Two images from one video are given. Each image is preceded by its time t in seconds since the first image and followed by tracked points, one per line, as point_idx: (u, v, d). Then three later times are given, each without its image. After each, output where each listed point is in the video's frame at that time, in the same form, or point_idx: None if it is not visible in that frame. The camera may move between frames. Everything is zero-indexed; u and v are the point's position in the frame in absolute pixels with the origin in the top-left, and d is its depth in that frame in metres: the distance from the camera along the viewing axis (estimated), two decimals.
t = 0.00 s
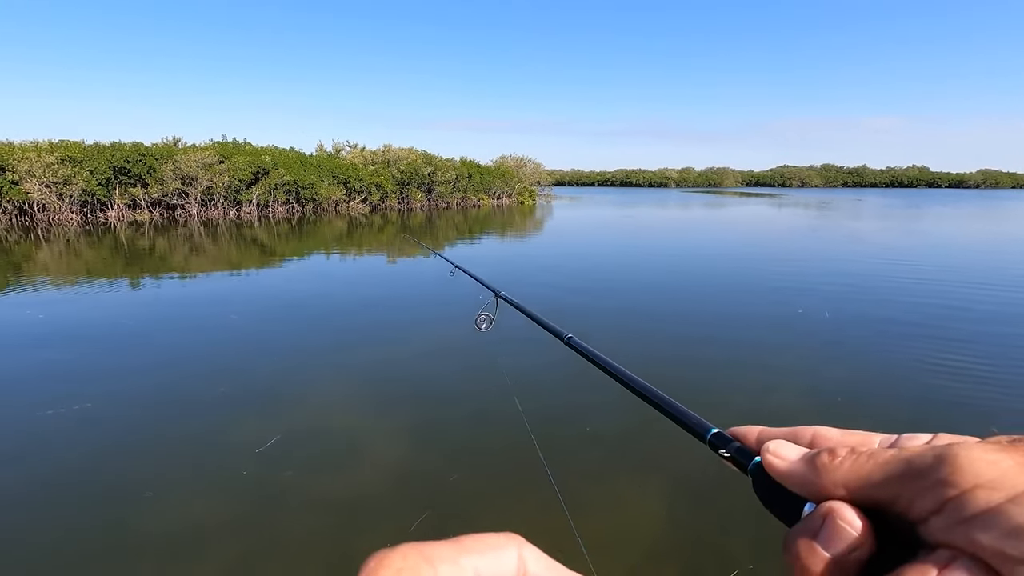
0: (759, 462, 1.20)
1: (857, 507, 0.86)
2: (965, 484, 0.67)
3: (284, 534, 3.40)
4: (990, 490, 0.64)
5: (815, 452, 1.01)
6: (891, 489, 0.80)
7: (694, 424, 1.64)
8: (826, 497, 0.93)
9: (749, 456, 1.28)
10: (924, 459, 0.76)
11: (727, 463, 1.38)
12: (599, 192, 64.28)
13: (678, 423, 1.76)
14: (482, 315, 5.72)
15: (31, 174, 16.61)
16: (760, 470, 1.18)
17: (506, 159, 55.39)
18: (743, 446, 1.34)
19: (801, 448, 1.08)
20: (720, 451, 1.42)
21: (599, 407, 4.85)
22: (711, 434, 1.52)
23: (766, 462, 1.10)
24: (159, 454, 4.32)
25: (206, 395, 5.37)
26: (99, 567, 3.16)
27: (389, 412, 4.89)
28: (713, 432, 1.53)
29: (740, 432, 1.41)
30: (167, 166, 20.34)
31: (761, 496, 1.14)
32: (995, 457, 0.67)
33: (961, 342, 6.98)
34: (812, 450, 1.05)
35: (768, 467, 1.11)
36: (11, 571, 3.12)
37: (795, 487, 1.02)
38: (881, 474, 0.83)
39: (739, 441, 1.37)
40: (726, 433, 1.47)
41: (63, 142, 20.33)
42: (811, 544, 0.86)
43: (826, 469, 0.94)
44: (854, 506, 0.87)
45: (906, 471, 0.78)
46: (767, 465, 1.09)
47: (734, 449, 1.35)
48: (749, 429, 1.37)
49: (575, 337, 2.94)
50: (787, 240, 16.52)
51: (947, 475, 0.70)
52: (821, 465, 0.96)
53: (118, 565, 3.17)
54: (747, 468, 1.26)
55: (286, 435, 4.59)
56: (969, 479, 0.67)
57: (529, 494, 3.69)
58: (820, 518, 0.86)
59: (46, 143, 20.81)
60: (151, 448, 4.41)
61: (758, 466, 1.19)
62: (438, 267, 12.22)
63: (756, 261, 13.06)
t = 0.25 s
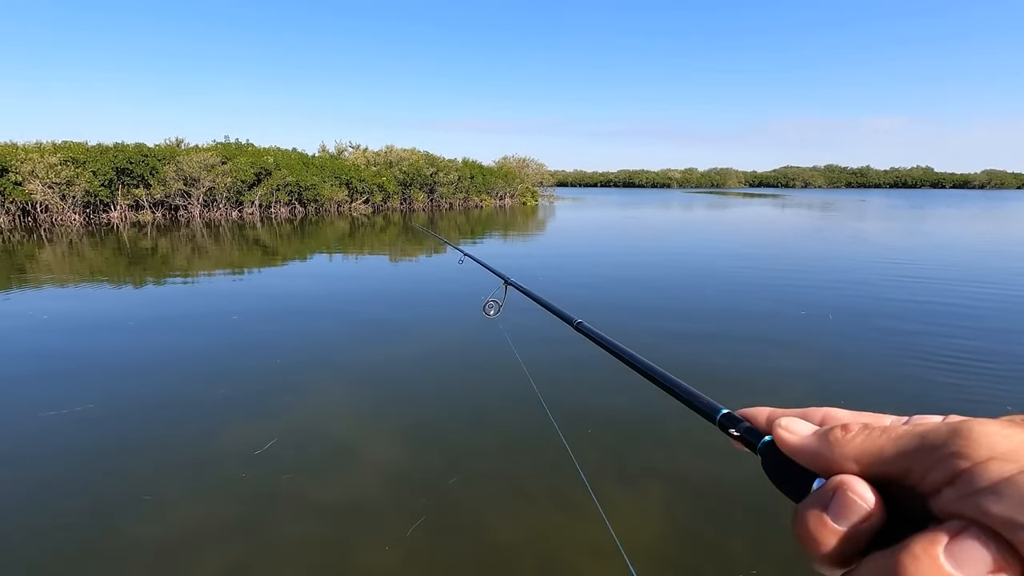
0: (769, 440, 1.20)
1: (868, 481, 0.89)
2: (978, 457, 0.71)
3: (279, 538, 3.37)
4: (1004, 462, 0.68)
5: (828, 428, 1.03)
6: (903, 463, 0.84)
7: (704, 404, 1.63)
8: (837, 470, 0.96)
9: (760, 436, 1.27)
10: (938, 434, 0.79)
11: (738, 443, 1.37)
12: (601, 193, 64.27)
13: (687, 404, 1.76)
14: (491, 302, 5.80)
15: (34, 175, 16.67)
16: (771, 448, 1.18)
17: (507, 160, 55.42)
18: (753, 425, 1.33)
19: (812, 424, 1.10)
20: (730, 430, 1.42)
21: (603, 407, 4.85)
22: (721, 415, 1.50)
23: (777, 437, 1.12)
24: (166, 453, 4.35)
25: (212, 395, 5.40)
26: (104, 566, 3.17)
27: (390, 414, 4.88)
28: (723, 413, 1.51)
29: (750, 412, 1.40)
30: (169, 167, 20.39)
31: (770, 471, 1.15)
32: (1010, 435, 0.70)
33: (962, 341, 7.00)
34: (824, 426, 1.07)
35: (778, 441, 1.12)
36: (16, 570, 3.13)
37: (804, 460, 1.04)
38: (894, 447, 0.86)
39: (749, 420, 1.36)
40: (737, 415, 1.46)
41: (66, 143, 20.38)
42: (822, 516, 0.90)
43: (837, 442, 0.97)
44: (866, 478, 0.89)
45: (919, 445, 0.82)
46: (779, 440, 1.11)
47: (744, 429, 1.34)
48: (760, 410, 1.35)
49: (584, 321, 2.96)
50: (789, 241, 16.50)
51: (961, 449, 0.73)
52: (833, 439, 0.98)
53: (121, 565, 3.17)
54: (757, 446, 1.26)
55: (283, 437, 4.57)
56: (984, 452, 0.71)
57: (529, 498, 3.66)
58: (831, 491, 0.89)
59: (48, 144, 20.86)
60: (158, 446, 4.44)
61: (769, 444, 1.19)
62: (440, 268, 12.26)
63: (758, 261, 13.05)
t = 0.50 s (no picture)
0: (774, 430, 1.18)
1: (870, 468, 0.88)
2: (976, 442, 0.70)
3: (273, 544, 3.33)
4: (1004, 448, 0.67)
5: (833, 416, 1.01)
6: (904, 450, 0.82)
7: (708, 396, 1.64)
8: (839, 459, 0.94)
9: (765, 425, 1.25)
10: (938, 421, 0.78)
11: (744, 434, 1.36)
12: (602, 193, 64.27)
13: (691, 394, 1.77)
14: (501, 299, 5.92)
15: (35, 175, 16.68)
16: (776, 438, 1.16)
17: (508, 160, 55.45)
18: (759, 416, 1.31)
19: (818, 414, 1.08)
20: (737, 422, 1.41)
21: (605, 409, 4.83)
22: (726, 407, 1.50)
23: (784, 426, 1.11)
24: (163, 455, 4.33)
25: (212, 396, 5.40)
26: (101, 568, 3.15)
27: (389, 417, 4.84)
28: (729, 405, 1.50)
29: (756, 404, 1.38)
30: (170, 167, 20.41)
31: (776, 461, 1.14)
32: (1009, 421, 0.70)
33: (964, 341, 6.98)
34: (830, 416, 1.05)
35: (784, 431, 1.11)
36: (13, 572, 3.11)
37: (807, 449, 1.03)
38: (895, 435, 0.85)
39: (754, 411, 1.34)
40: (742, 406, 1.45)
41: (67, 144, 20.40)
42: (827, 503, 0.89)
43: (842, 431, 0.95)
44: (867, 465, 0.88)
45: (920, 433, 0.80)
46: (785, 429, 1.10)
47: (750, 420, 1.33)
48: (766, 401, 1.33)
49: (594, 317, 2.90)
50: (790, 241, 16.48)
51: (961, 434, 0.72)
52: (837, 427, 0.97)
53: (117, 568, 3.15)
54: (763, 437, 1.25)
55: (281, 439, 4.55)
56: (982, 438, 0.70)
57: (527, 502, 3.63)
58: (836, 478, 0.88)
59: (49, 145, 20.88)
60: (155, 448, 4.42)
61: (775, 434, 1.17)
62: (441, 268, 12.26)
63: (759, 261, 13.03)
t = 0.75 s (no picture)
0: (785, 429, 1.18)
1: (878, 465, 0.88)
2: (982, 439, 0.71)
3: (266, 549, 3.31)
4: (1006, 444, 0.67)
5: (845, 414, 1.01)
6: (911, 445, 0.82)
7: (723, 393, 1.63)
8: (848, 456, 0.94)
9: (776, 423, 1.24)
10: (945, 417, 0.78)
11: (757, 432, 1.35)
12: (602, 194, 64.26)
13: (706, 392, 1.76)
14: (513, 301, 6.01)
15: (34, 177, 16.69)
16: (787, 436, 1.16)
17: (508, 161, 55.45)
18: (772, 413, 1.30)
19: (831, 412, 1.08)
20: (751, 419, 1.38)
21: (606, 414, 4.81)
22: (742, 405, 1.48)
23: (795, 423, 1.11)
24: (162, 458, 4.32)
25: (212, 398, 5.39)
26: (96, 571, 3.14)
27: (388, 422, 4.82)
28: (744, 403, 1.49)
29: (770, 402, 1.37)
30: (169, 169, 20.41)
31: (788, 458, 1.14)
32: (1014, 419, 0.70)
33: (965, 342, 6.96)
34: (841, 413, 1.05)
35: (797, 430, 1.11)
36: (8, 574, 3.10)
37: (818, 446, 1.03)
38: (903, 431, 0.85)
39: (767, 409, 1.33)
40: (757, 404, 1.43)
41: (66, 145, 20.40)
42: (833, 497, 0.88)
43: (851, 428, 0.95)
44: (876, 462, 0.88)
45: (928, 428, 0.80)
46: (796, 427, 1.11)
47: (763, 417, 1.31)
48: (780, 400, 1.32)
49: (611, 317, 2.84)
50: (790, 242, 16.45)
51: (968, 432, 0.73)
52: (846, 424, 0.97)
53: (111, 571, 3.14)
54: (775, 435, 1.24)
55: (277, 443, 4.53)
56: (987, 434, 0.71)
57: (526, 508, 3.62)
58: (842, 473, 0.88)
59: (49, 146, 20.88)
60: (154, 451, 4.41)
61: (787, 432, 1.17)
62: (440, 270, 12.25)
63: (759, 262, 13.01)
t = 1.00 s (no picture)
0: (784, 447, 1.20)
1: (879, 483, 0.89)
2: (981, 458, 0.71)
3: (259, 553, 3.29)
4: (1005, 465, 0.68)
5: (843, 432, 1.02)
6: (911, 465, 0.83)
7: (721, 409, 1.63)
8: (850, 474, 0.95)
9: (778, 440, 1.23)
10: (943, 436, 0.79)
11: (756, 450, 1.33)
12: (600, 196, 64.37)
13: (703, 408, 1.76)
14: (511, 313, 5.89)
15: (29, 178, 16.63)
16: (787, 453, 1.16)
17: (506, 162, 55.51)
18: (771, 430, 1.29)
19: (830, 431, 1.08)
20: (749, 437, 1.37)
21: (604, 417, 4.80)
22: (740, 422, 1.47)
23: (794, 441, 1.11)
24: (157, 461, 4.30)
25: (209, 401, 5.37)
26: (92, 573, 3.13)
27: (385, 425, 4.81)
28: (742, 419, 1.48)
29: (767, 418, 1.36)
30: (166, 170, 20.36)
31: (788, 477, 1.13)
32: (1013, 438, 0.70)
33: (962, 342, 6.99)
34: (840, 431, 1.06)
35: (794, 445, 1.12)
36: None
37: (819, 465, 1.04)
38: (902, 450, 0.85)
39: (766, 426, 1.33)
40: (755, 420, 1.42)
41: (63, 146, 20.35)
42: (835, 518, 0.90)
43: (851, 446, 0.95)
44: (876, 481, 0.89)
45: (927, 447, 0.81)
46: (795, 444, 1.10)
47: (762, 435, 1.30)
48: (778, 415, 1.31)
49: (608, 335, 2.92)
50: (788, 243, 16.49)
51: (966, 451, 0.74)
52: (846, 443, 0.97)
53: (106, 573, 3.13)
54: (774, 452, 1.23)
55: (274, 446, 4.52)
56: (986, 454, 0.71)
57: (522, 511, 3.61)
58: (844, 493, 0.90)
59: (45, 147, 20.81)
60: (150, 454, 4.39)
61: (787, 450, 1.17)
62: (438, 272, 12.27)
63: (757, 263, 13.05)
